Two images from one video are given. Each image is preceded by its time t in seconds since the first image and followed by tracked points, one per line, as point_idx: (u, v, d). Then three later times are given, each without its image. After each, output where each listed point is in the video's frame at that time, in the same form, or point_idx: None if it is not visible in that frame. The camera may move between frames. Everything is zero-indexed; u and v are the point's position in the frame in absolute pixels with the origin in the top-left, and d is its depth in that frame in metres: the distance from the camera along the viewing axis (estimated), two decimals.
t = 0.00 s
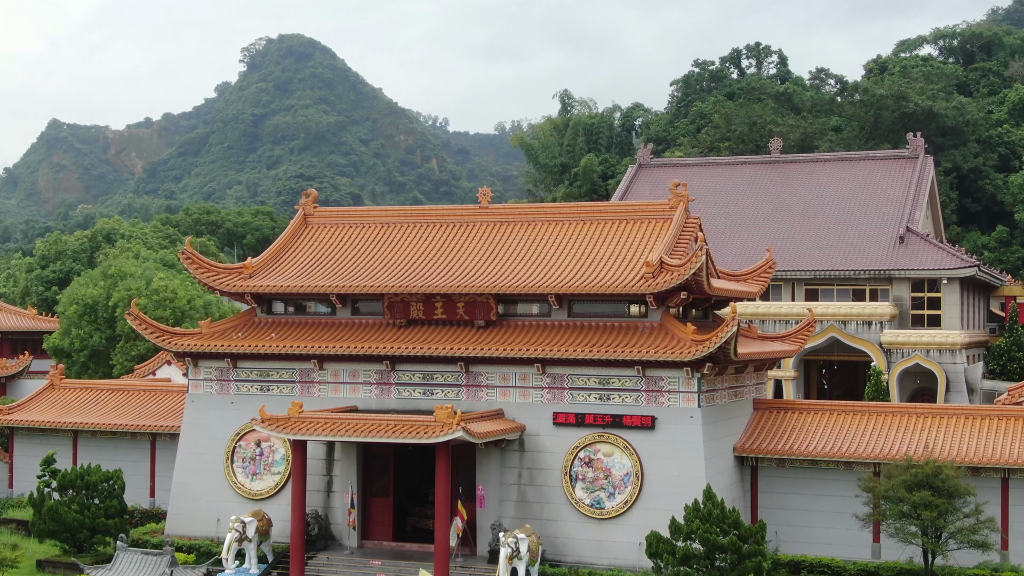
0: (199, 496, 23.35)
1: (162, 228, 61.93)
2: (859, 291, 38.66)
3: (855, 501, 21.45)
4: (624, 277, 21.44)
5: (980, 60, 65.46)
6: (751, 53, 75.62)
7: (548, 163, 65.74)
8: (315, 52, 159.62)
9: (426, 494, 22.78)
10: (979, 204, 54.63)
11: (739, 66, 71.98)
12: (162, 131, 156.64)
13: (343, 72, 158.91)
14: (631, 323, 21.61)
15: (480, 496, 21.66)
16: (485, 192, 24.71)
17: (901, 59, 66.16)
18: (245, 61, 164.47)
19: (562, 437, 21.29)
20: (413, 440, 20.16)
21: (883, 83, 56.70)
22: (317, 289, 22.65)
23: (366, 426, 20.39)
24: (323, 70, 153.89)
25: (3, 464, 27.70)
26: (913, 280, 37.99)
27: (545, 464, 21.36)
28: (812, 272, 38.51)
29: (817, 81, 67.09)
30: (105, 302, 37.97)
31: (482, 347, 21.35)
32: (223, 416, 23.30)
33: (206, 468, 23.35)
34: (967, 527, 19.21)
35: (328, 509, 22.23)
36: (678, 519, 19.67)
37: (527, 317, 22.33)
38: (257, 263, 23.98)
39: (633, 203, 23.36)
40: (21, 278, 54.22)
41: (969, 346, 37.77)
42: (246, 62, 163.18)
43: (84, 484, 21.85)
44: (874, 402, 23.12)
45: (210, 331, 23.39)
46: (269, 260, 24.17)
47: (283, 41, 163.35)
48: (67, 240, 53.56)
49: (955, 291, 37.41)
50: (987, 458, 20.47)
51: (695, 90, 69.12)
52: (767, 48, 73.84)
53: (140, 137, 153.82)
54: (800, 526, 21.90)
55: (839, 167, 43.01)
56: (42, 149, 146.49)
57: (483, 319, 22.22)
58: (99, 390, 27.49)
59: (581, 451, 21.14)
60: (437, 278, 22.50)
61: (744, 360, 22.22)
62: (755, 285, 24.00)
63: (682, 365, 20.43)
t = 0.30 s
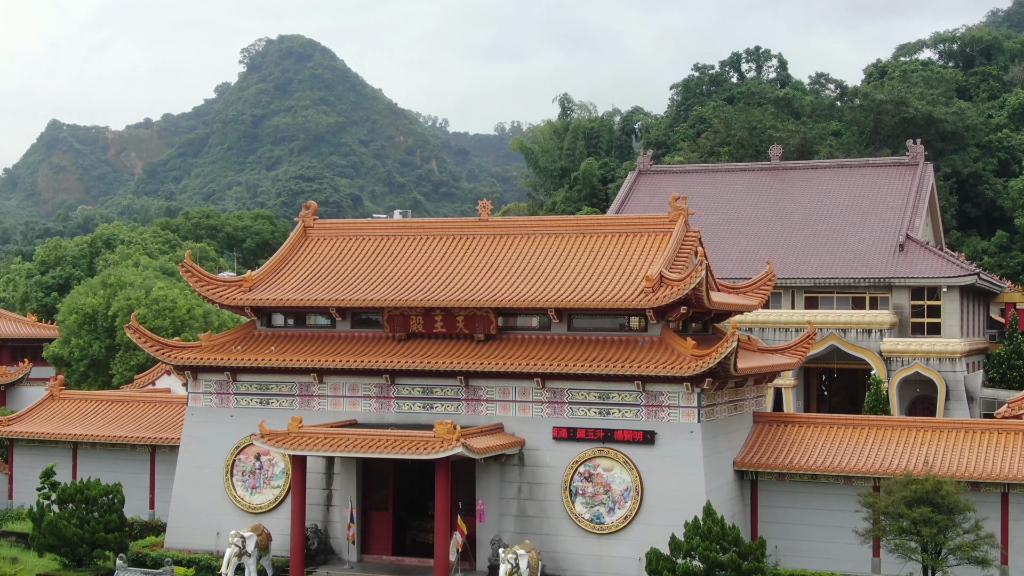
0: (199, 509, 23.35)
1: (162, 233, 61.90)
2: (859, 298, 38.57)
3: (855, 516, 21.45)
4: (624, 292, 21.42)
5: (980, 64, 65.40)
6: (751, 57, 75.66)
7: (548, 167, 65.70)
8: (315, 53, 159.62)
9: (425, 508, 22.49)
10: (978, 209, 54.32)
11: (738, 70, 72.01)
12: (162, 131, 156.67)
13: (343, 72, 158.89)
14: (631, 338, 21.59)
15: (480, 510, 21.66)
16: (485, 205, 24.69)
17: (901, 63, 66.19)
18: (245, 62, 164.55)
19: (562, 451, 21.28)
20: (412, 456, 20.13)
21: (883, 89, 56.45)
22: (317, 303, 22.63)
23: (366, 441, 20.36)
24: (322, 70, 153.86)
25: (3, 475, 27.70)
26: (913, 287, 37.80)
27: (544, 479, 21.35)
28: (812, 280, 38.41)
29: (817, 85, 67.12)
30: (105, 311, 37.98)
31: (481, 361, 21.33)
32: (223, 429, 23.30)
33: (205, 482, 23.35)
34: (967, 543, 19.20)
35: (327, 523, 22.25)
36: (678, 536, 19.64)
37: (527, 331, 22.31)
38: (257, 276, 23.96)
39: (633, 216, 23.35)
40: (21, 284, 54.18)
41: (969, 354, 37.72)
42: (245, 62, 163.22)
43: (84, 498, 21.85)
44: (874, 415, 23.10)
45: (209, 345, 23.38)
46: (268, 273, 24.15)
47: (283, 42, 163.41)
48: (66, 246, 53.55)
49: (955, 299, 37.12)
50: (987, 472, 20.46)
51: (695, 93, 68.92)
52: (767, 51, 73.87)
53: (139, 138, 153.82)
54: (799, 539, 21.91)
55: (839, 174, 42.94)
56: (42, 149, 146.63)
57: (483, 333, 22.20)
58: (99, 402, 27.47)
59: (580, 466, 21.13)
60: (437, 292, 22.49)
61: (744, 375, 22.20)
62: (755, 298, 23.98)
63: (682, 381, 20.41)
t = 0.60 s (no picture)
0: (198, 523, 23.34)
1: (161, 238, 61.79)
2: (859, 306, 38.50)
3: (855, 531, 21.44)
4: (623, 306, 21.40)
5: (980, 68, 65.31)
6: (751, 61, 75.61)
7: (548, 171, 65.63)
8: (315, 53, 159.57)
9: (424, 521, 22.50)
10: (978, 214, 54.10)
11: (738, 74, 71.92)
12: (162, 132, 156.58)
13: (343, 73, 158.79)
14: (631, 351, 21.57)
15: (479, 525, 21.64)
16: (485, 218, 24.67)
17: (901, 67, 66.13)
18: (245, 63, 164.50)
19: (561, 466, 21.26)
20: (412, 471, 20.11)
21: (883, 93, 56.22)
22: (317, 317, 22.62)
23: (365, 457, 20.35)
24: (323, 71, 153.83)
25: (3, 486, 27.67)
26: (913, 296, 37.76)
27: (544, 494, 21.34)
28: (812, 287, 38.38)
29: (817, 90, 67.10)
30: (104, 321, 37.97)
31: (481, 376, 21.31)
32: (222, 442, 23.29)
33: (205, 495, 23.34)
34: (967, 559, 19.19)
35: (326, 538, 22.26)
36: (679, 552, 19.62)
37: (527, 345, 22.29)
38: (257, 289, 23.94)
39: (633, 229, 23.35)
40: (21, 289, 54.04)
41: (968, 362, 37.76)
42: (245, 62, 163.16)
43: (84, 512, 21.90)
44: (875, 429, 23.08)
45: (209, 358, 23.37)
46: (268, 286, 24.13)
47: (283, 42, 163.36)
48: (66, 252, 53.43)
49: (955, 307, 37.18)
50: (987, 488, 20.44)
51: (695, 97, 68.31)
52: (767, 55, 73.82)
53: (140, 138, 153.70)
54: (799, 553, 21.92)
55: (839, 181, 42.90)
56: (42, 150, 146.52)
57: (483, 347, 22.18)
58: (99, 413, 27.44)
59: (580, 481, 21.12)
60: (436, 305, 22.47)
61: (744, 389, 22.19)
62: (755, 311, 23.97)
63: (682, 396, 20.39)
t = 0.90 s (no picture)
0: (197, 539, 23.32)
1: (161, 244, 61.73)
2: (858, 315, 38.44)
3: (855, 548, 21.44)
4: (623, 323, 21.36)
5: (980, 73, 65.25)
6: (751, 66, 75.59)
7: (547, 176, 65.61)
8: (315, 54, 159.50)
9: (425, 536, 22.60)
10: (977, 219, 54.01)
11: (738, 79, 71.84)
12: (162, 133, 156.56)
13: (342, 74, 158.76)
14: (631, 368, 21.53)
15: (479, 542, 21.68)
16: (485, 232, 24.64)
17: (900, 72, 66.13)
18: (245, 64, 164.54)
19: (561, 483, 21.25)
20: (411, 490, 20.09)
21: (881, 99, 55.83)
22: (316, 332, 22.60)
23: (365, 475, 20.33)
24: (323, 73, 153.72)
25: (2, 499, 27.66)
26: (913, 305, 37.68)
27: (544, 511, 21.35)
28: (811, 297, 38.33)
29: (817, 96, 67.10)
30: (104, 332, 38.00)
31: (480, 393, 21.29)
32: (222, 458, 23.28)
33: (203, 511, 23.33)
34: None
35: (326, 554, 22.26)
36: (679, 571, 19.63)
37: (527, 361, 22.26)
38: (256, 304, 23.93)
39: (633, 244, 23.31)
40: (20, 296, 53.92)
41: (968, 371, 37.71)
42: (245, 64, 163.11)
43: (84, 529, 21.91)
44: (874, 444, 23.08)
45: (208, 374, 23.35)
46: (268, 300, 24.12)
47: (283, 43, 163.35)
48: (66, 259, 53.40)
49: (955, 316, 37.05)
50: (987, 505, 20.42)
51: (694, 102, 68.09)
52: (766, 60, 73.79)
53: (140, 139, 153.63)
54: (798, 570, 21.94)
55: (838, 189, 42.85)
56: (42, 151, 146.71)
57: (482, 363, 22.16)
58: (98, 426, 27.40)
59: (580, 498, 21.10)
60: (436, 321, 22.45)
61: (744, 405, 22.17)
62: (755, 325, 23.95)
63: (681, 414, 20.36)
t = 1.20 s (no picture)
0: (200, 551, 23.60)
1: (164, 250, 62.04)
2: (854, 324, 38.64)
3: (851, 562, 21.68)
4: (622, 339, 21.59)
5: (974, 80, 65.42)
6: (748, 73, 75.78)
7: (546, 182, 65.85)
8: (316, 58, 159.74)
9: (425, 550, 22.50)
10: (972, 226, 54.06)
11: (735, 86, 72.07)
12: (166, 136, 156.96)
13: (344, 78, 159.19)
14: (629, 384, 21.76)
15: (479, 556, 21.98)
16: (485, 247, 24.88)
17: (895, 80, 66.40)
18: (248, 68, 165.03)
19: (560, 498, 21.52)
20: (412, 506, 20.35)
21: (878, 109, 56.38)
22: (318, 348, 22.86)
23: (366, 491, 20.58)
24: (325, 76, 154.03)
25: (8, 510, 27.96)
26: (908, 314, 37.87)
27: (543, 526, 21.63)
28: (807, 306, 38.55)
29: (812, 104, 67.38)
30: (108, 343, 38.35)
31: (481, 409, 21.54)
32: (225, 472, 23.56)
33: (207, 524, 23.60)
34: None
35: (328, 566, 22.55)
36: None
37: (526, 376, 22.51)
38: (259, 319, 24.18)
39: (631, 261, 23.56)
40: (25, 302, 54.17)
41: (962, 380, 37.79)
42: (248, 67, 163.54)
43: (89, 544, 22.18)
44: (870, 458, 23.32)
45: (211, 388, 23.62)
46: (270, 315, 24.38)
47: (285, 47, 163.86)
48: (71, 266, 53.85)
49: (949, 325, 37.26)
50: (981, 519, 20.65)
51: (692, 110, 68.28)
52: (762, 67, 74.04)
53: (143, 141, 153.99)
54: None
55: (834, 199, 43.04)
56: (47, 153, 147.30)
57: (482, 379, 22.42)
58: (103, 437, 27.66)
59: (578, 513, 21.37)
60: (436, 337, 22.71)
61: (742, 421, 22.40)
62: (751, 340, 24.21)
63: (679, 430, 20.59)
